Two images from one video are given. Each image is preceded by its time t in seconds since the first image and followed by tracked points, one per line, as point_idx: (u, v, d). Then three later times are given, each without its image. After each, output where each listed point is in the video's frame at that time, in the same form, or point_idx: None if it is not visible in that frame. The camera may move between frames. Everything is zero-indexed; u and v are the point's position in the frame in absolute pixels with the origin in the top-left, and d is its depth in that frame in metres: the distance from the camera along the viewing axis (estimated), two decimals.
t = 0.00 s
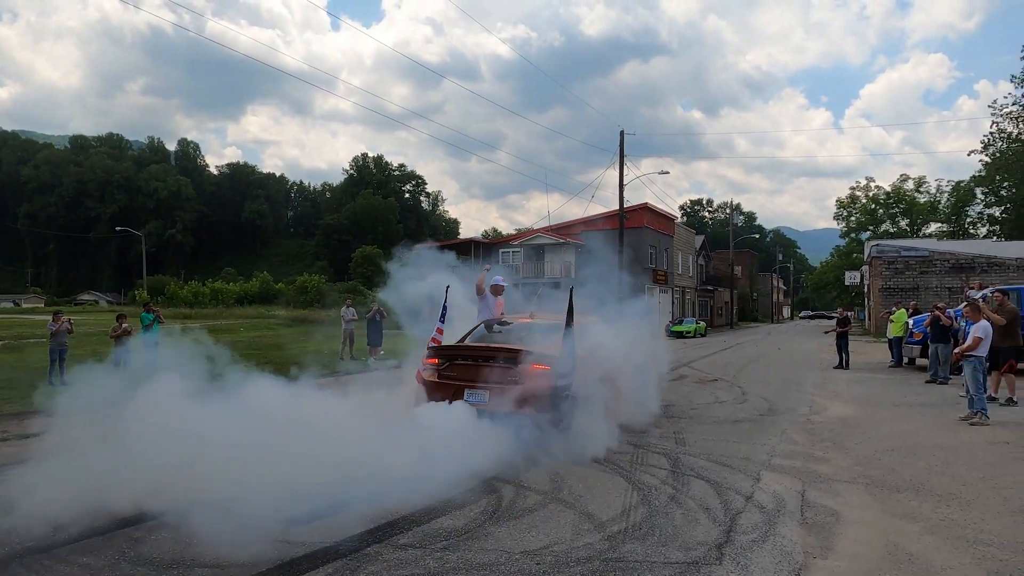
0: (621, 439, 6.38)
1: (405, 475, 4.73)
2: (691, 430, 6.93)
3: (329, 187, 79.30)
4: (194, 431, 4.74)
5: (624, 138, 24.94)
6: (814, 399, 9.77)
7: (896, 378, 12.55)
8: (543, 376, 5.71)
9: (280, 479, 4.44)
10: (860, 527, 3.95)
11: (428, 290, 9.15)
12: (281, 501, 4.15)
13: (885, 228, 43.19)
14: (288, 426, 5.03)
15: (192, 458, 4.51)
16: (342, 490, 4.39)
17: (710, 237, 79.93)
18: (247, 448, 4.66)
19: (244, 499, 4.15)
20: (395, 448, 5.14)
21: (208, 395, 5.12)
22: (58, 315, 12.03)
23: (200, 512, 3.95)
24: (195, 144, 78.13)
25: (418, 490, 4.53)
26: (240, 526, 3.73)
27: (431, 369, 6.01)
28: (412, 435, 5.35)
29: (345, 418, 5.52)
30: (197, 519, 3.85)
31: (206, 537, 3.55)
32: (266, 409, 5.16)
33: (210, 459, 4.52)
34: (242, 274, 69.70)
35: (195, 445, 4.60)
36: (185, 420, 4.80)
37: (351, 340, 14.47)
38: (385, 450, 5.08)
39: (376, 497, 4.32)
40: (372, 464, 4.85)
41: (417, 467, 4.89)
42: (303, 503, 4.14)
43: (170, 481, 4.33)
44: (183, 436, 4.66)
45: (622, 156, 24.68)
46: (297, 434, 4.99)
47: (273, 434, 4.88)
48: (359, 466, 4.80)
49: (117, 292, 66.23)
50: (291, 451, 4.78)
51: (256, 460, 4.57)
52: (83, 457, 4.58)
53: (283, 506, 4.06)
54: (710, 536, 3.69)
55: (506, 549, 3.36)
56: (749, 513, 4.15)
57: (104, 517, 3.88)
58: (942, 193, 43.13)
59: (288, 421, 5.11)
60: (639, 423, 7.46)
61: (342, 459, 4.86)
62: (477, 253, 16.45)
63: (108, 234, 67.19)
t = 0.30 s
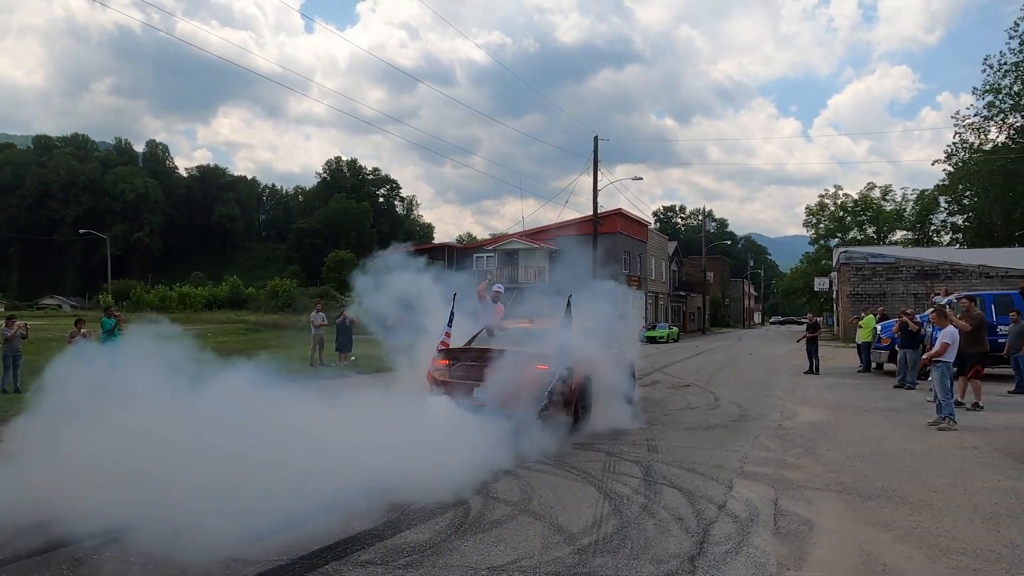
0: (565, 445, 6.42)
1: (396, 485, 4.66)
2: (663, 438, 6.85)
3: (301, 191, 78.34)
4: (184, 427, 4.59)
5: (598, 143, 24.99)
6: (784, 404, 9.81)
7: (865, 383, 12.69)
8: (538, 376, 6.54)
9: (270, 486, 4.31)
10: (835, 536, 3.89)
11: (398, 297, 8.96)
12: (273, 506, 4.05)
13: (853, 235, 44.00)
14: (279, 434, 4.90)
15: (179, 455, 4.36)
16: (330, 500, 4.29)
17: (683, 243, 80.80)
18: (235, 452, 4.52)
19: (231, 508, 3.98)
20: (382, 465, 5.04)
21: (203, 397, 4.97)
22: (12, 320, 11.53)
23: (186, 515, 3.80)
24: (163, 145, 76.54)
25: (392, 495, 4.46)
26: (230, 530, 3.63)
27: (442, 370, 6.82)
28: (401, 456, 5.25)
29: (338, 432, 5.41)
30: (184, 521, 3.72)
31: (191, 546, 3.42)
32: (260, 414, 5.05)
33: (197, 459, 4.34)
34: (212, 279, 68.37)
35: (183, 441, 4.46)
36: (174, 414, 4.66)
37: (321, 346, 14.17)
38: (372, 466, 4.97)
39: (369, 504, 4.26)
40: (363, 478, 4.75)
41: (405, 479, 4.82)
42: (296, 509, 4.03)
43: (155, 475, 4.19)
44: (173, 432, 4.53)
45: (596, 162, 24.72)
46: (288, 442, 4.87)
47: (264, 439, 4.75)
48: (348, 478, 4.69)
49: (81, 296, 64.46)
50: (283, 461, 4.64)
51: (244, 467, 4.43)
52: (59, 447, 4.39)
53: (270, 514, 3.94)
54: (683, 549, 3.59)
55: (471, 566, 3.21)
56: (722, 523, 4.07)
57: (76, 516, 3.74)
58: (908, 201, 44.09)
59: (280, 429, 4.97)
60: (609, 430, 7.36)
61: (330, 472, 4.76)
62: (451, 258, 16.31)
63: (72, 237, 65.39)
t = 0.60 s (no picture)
0: (518, 455, 6.35)
1: (376, 486, 4.84)
2: (632, 448, 6.79)
3: (269, 197, 77.02)
4: (159, 421, 4.20)
5: (568, 152, 25.05)
6: (751, 412, 9.87)
7: (830, 391, 12.86)
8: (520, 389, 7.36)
9: (258, 498, 4.33)
10: (802, 547, 3.87)
11: (372, 300, 8.59)
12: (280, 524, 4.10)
13: (816, 244, 44.90)
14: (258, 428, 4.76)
15: (163, 459, 4.06)
16: (325, 507, 4.42)
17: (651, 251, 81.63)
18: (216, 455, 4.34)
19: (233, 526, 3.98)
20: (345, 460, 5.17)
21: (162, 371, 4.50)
22: None
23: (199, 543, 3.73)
24: (126, 149, 74.48)
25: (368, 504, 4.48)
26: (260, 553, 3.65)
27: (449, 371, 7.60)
28: (359, 451, 5.38)
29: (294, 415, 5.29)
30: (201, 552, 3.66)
31: (229, 569, 3.40)
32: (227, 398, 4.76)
33: (186, 459, 4.14)
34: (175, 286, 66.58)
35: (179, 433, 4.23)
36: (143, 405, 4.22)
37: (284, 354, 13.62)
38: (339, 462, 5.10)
39: (361, 509, 4.42)
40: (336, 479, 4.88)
41: (376, 478, 5.02)
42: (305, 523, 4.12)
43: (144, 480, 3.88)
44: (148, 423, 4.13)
45: (565, 170, 24.77)
46: (263, 436, 4.76)
47: (240, 435, 4.59)
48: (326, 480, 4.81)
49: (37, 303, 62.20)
50: (262, 466, 4.59)
51: (230, 473, 4.32)
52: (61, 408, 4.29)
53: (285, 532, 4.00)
54: (651, 563, 3.53)
55: None
56: (691, 536, 4.02)
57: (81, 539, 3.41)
58: (869, 211, 45.19)
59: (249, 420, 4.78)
60: (575, 440, 7.27)
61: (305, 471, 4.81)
62: (420, 265, 16.11)
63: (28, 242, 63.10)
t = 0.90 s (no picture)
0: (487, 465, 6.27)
1: (344, 486, 5.13)
2: (598, 457, 6.74)
3: (232, 203, 75.51)
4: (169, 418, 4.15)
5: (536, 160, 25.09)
6: (715, 419, 9.93)
7: (792, 397, 13.04)
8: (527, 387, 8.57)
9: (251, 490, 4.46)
10: (765, 557, 3.86)
11: (341, 308, 7.74)
12: (280, 524, 4.26)
13: (779, 252, 45.79)
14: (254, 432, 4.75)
15: (162, 461, 4.02)
16: (313, 505, 4.64)
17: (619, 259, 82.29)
18: (214, 444, 4.36)
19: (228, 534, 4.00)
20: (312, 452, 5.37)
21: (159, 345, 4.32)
22: None
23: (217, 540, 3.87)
24: (83, 153, 72.28)
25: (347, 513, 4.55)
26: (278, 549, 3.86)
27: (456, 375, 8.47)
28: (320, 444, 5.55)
29: (279, 395, 5.26)
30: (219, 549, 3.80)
31: None
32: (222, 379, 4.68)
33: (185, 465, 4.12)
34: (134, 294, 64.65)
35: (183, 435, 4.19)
36: (146, 391, 4.09)
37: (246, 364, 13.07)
38: (306, 454, 5.29)
39: (349, 507, 4.67)
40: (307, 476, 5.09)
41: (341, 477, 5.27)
42: (304, 519, 4.35)
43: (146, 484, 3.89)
44: (151, 413, 4.05)
45: (533, 178, 24.80)
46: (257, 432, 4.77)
47: (236, 420, 4.61)
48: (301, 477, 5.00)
49: None
50: (252, 454, 4.65)
51: (225, 464, 4.39)
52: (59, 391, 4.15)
53: (289, 525, 4.21)
54: None
55: None
56: (655, 547, 3.97)
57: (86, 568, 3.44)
58: (829, 220, 46.27)
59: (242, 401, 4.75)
60: (539, 449, 7.19)
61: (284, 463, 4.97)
62: (387, 272, 15.83)
63: None
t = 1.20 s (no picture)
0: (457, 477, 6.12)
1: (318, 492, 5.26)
2: (563, 466, 6.71)
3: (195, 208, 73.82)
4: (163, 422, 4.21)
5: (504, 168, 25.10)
6: (681, 427, 9.99)
7: (756, 404, 13.22)
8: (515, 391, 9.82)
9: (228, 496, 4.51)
10: (728, 566, 3.87)
11: (308, 318, 7.48)
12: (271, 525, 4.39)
13: (743, 260, 46.60)
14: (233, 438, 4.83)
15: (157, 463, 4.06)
16: (289, 511, 4.74)
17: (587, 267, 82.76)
18: (194, 450, 4.39)
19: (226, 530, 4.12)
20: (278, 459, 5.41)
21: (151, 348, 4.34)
22: None
23: (214, 540, 3.95)
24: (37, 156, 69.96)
25: (319, 522, 4.60)
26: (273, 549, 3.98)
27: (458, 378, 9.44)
28: (284, 450, 5.59)
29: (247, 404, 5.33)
30: (215, 548, 3.87)
31: None
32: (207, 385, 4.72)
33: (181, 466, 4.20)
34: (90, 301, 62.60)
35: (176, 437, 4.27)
36: (139, 392, 4.10)
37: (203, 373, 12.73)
38: (274, 460, 5.34)
39: (322, 511, 4.81)
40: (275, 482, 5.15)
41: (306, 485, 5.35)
42: (286, 523, 4.47)
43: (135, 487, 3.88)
44: (144, 415, 4.06)
45: (501, 186, 24.80)
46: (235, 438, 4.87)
47: (217, 427, 4.66)
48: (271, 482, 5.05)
49: None
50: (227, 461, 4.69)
51: (205, 469, 4.43)
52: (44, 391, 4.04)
53: (274, 529, 4.33)
54: None
55: None
56: (619, 558, 3.95)
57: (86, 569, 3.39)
58: (791, 230, 47.27)
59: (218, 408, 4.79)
60: (505, 458, 7.12)
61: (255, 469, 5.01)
62: (354, 281, 15.55)
63: None
